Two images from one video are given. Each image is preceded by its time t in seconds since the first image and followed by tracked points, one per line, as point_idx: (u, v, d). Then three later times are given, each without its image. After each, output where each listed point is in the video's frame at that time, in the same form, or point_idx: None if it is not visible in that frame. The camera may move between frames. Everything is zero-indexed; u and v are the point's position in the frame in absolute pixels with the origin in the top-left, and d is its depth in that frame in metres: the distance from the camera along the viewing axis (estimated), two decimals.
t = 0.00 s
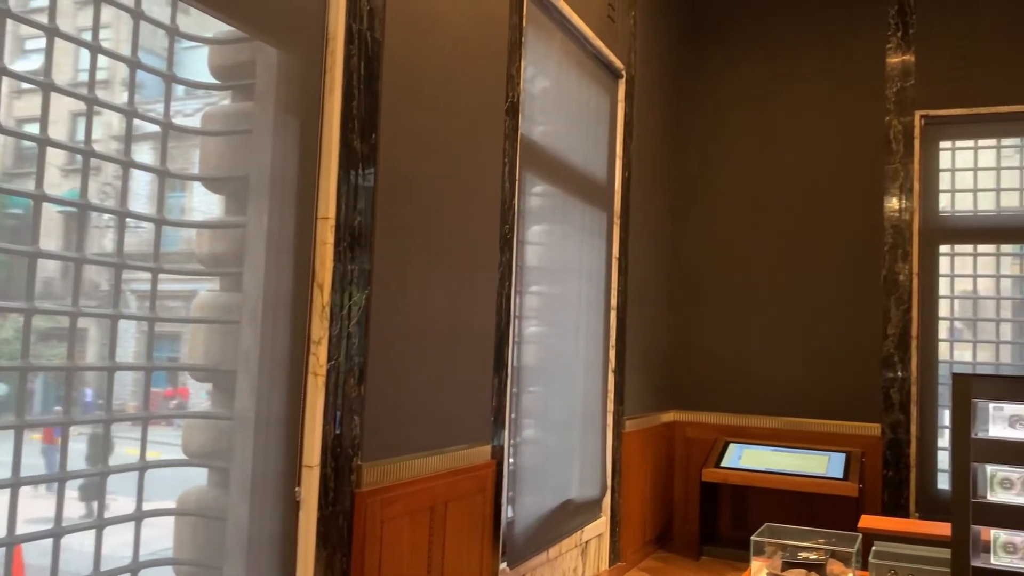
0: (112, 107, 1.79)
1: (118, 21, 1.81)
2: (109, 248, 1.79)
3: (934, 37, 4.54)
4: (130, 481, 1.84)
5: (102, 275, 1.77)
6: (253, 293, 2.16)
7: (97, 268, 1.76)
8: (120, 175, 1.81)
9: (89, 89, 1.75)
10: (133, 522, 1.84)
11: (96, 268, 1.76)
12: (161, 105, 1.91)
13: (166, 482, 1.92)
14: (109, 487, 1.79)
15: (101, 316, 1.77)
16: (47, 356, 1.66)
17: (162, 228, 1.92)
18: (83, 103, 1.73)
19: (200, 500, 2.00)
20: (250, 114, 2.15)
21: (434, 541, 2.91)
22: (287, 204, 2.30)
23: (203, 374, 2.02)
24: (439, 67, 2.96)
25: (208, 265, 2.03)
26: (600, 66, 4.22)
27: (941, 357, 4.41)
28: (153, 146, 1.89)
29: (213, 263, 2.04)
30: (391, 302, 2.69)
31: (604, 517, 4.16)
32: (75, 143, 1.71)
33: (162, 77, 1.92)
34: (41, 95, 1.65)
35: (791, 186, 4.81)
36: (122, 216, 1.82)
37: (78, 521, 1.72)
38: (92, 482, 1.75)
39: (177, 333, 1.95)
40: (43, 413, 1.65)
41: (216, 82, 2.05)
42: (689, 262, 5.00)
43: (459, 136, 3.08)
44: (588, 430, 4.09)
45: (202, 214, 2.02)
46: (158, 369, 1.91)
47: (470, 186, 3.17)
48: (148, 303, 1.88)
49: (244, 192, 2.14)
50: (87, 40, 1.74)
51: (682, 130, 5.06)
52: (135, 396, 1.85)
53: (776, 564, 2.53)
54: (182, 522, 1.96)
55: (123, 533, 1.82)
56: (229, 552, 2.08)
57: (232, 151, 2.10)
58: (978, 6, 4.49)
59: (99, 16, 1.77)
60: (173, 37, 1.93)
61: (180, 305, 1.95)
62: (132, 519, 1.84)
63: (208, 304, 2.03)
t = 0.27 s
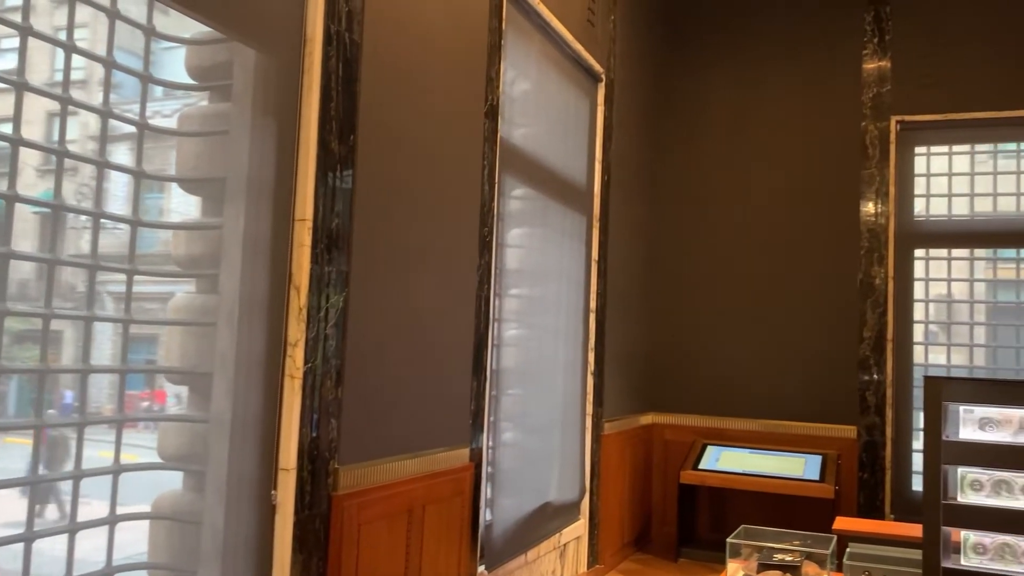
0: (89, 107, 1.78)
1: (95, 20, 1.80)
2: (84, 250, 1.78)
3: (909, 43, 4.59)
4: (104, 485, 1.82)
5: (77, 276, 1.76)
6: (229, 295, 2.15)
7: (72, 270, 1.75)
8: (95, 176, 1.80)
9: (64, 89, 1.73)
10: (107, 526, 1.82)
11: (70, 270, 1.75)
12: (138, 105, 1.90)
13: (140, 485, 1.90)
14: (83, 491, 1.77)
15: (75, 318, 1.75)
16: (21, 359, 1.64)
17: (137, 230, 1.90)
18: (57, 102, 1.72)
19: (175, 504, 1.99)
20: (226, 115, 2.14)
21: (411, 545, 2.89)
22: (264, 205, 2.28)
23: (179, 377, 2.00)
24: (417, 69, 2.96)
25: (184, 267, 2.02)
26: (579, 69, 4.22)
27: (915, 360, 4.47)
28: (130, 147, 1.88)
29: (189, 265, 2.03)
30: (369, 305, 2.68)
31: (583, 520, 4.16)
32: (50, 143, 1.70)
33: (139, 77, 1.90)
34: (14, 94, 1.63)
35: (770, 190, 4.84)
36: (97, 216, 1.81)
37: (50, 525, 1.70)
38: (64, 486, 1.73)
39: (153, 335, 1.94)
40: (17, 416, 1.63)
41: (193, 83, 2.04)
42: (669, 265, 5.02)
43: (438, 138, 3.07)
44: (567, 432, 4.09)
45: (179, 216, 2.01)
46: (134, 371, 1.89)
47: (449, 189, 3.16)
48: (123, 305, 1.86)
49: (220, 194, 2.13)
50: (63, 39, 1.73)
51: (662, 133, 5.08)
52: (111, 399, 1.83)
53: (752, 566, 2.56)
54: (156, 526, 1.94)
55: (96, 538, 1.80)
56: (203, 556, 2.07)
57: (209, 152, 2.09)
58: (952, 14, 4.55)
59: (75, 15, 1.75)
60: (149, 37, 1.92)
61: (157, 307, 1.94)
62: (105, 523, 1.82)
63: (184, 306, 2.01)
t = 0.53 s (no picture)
0: (65, 107, 1.78)
1: (71, 20, 1.79)
2: (57, 251, 1.77)
3: (886, 49, 4.63)
4: (77, 488, 1.80)
5: (51, 278, 1.76)
6: (206, 297, 2.13)
7: (46, 271, 1.74)
8: (69, 176, 1.79)
9: (37, 88, 1.72)
10: (80, 530, 1.81)
11: (44, 271, 1.74)
12: (114, 105, 1.89)
13: (115, 488, 1.89)
14: (55, 494, 1.76)
15: (47, 319, 1.74)
16: None
17: (113, 231, 1.90)
18: (30, 102, 1.71)
19: (150, 507, 1.97)
20: (203, 115, 2.13)
21: (388, 549, 2.85)
22: (241, 207, 2.26)
23: (154, 379, 1.99)
24: (396, 70, 2.94)
25: (160, 269, 2.00)
26: (559, 72, 4.23)
27: (892, 363, 4.51)
28: (107, 147, 1.88)
29: (165, 266, 2.02)
30: (347, 307, 2.65)
31: (561, 522, 4.16)
32: (24, 144, 1.69)
33: (114, 77, 1.90)
34: None
35: (749, 194, 4.86)
36: (72, 217, 1.80)
37: (22, 529, 1.69)
38: (35, 490, 1.71)
39: (130, 337, 1.93)
40: None
41: (170, 83, 2.03)
42: (649, 268, 5.03)
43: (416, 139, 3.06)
44: (546, 435, 4.09)
45: (157, 217, 2.00)
46: (110, 373, 1.88)
47: (428, 192, 3.14)
48: (97, 306, 1.85)
49: (197, 195, 2.11)
50: (37, 38, 1.72)
51: (642, 137, 5.10)
52: (86, 401, 1.82)
53: (728, 568, 2.55)
54: (130, 529, 1.93)
55: (69, 542, 1.79)
56: (177, 560, 2.05)
57: (185, 153, 2.07)
58: (927, 20, 4.60)
59: (50, 15, 1.75)
60: (125, 36, 1.91)
61: (132, 309, 1.93)
62: (78, 526, 1.81)
63: (159, 309, 2.00)
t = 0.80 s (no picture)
0: (41, 108, 1.77)
1: (47, 20, 1.77)
2: (31, 253, 1.75)
3: (864, 55, 4.67)
4: (50, 493, 1.78)
5: (27, 280, 1.74)
6: (183, 300, 2.11)
7: (20, 274, 1.73)
8: (44, 178, 1.77)
9: (10, 88, 1.70)
10: (53, 536, 1.79)
11: (18, 273, 1.72)
12: (90, 106, 1.88)
13: (89, 493, 1.87)
14: (29, 499, 1.74)
15: (21, 322, 1.72)
16: None
17: (88, 232, 1.88)
18: (4, 103, 1.69)
19: (125, 512, 1.95)
20: (180, 117, 2.10)
21: (366, 554, 2.81)
22: (218, 208, 2.24)
23: (130, 382, 1.97)
24: (376, 72, 2.92)
25: (136, 271, 1.99)
26: (540, 75, 4.22)
27: (869, 366, 4.55)
28: (84, 148, 1.86)
29: (141, 268, 2.00)
30: (325, 310, 2.61)
31: (541, 526, 4.15)
32: None
33: (90, 78, 1.88)
34: None
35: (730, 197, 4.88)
36: (47, 219, 1.78)
37: None
38: (8, 495, 1.69)
39: (108, 340, 1.92)
40: None
41: (147, 84, 2.02)
42: (630, 271, 5.03)
43: (395, 141, 3.03)
44: (526, 438, 4.08)
45: (135, 219, 1.99)
46: (86, 376, 1.87)
47: (408, 195, 3.12)
48: (71, 309, 1.83)
49: (174, 197, 2.09)
50: (12, 37, 1.70)
51: (622, 141, 5.11)
52: (62, 404, 1.81)
53: (707, 570, 2.59)
54: (104, 534, 1.91)
55: (42, 547, 1.77)
56: (152, 566, 2.02)
57: (162, 155, 2.05)
58: (905, 27, 4.64)
59: (27, 14, 1.73)
60: (101, 37, 1.89)
61: (108, 312, 1.91)
62: (51, 532, 1.79)
63: (135, 311, 1.98)
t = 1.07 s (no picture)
0: (17, 109, 1.75)
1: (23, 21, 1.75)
2: (5, 256, 1.73)
3: (841, 63, 4.72)
4: (24, 499, 1.76)
5: None
6: (159, 304, 2.09)
7: None
8: (18, 180, 1.75)
9: None
10: (26, 542, 1.76)
11: None
12: (66, 109, 1.86)
13: (63, 499, 1.85)
14: (4, 505, 1.71)
15: None
16: None
17: (63, 236, 1.86)
18: None
19: (99, 519, 1.93)
20: (158, 120, 2.09)
21: (344, 559, 2.79)
22: (195, 212, 2.22)
23: (105, 388, 1.95)
24: (355, 77, 2.91)
25: (112, 275, 1.97)
26: (520, 81, 4.23)
27: (846, 371, 4.60)
28: (60, 151, 1.85)
29: (117, 272, 1.98)
30: (304, 314, 2.61)
31: (521, 531, 4.14)
32: None
33: (65, 80, 1.86)
34: None
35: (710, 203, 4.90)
36: (22, 222, 1.76)
37: None
38: None
39: (83, 345, 1.90)
40: None
41: (124, 87, 2.00)
42: (611, 276, 5.04)
43: (375, 146, 3.03)
44: (506, 443, 4.08)
45: (112, 223, 1.97)
46: (62, 381, 1.85)
47: (386, 199, 3.11)
48: (45, 312, 1.81)
49: (151, 200, 2.07)
50: None
51: (603, 146, 5.12)
52: (36, 409, 1.79)
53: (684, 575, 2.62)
54: (78, 541, 1.89)
55: (15, 554, 1.74)
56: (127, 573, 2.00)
57: (139, 158, 2.04)
58: (881, 35, 4.70)
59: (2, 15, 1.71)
60: (76, 38, 1.88)
61: (83, 316, 1.89)
62: (24, 539, 1.76)
63: (110, 315, 1.96)
